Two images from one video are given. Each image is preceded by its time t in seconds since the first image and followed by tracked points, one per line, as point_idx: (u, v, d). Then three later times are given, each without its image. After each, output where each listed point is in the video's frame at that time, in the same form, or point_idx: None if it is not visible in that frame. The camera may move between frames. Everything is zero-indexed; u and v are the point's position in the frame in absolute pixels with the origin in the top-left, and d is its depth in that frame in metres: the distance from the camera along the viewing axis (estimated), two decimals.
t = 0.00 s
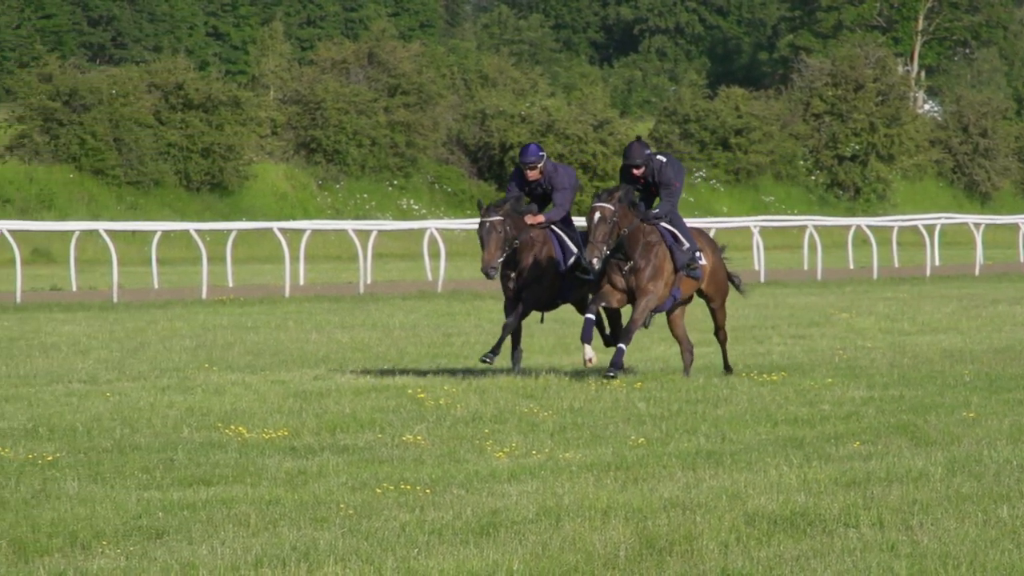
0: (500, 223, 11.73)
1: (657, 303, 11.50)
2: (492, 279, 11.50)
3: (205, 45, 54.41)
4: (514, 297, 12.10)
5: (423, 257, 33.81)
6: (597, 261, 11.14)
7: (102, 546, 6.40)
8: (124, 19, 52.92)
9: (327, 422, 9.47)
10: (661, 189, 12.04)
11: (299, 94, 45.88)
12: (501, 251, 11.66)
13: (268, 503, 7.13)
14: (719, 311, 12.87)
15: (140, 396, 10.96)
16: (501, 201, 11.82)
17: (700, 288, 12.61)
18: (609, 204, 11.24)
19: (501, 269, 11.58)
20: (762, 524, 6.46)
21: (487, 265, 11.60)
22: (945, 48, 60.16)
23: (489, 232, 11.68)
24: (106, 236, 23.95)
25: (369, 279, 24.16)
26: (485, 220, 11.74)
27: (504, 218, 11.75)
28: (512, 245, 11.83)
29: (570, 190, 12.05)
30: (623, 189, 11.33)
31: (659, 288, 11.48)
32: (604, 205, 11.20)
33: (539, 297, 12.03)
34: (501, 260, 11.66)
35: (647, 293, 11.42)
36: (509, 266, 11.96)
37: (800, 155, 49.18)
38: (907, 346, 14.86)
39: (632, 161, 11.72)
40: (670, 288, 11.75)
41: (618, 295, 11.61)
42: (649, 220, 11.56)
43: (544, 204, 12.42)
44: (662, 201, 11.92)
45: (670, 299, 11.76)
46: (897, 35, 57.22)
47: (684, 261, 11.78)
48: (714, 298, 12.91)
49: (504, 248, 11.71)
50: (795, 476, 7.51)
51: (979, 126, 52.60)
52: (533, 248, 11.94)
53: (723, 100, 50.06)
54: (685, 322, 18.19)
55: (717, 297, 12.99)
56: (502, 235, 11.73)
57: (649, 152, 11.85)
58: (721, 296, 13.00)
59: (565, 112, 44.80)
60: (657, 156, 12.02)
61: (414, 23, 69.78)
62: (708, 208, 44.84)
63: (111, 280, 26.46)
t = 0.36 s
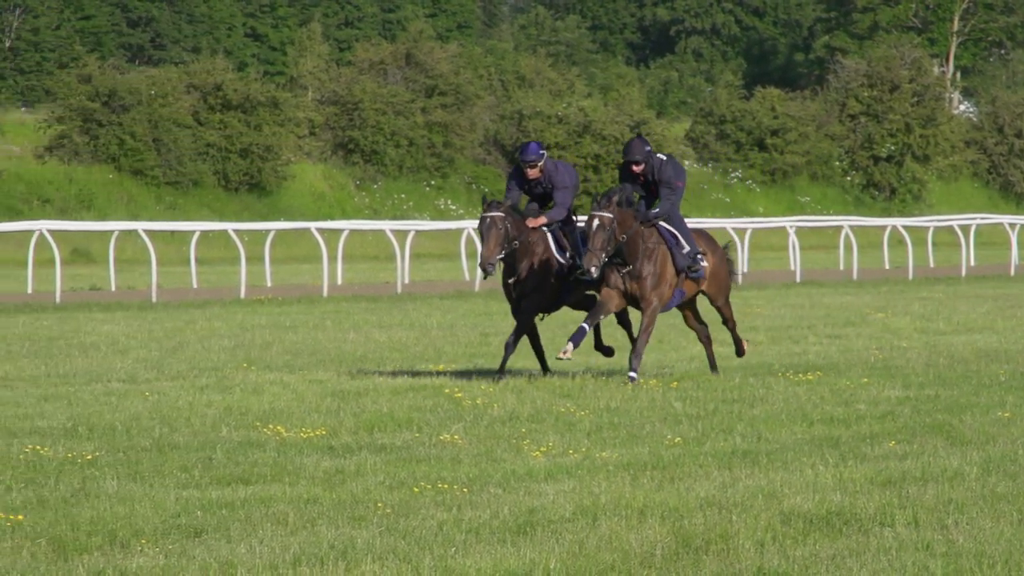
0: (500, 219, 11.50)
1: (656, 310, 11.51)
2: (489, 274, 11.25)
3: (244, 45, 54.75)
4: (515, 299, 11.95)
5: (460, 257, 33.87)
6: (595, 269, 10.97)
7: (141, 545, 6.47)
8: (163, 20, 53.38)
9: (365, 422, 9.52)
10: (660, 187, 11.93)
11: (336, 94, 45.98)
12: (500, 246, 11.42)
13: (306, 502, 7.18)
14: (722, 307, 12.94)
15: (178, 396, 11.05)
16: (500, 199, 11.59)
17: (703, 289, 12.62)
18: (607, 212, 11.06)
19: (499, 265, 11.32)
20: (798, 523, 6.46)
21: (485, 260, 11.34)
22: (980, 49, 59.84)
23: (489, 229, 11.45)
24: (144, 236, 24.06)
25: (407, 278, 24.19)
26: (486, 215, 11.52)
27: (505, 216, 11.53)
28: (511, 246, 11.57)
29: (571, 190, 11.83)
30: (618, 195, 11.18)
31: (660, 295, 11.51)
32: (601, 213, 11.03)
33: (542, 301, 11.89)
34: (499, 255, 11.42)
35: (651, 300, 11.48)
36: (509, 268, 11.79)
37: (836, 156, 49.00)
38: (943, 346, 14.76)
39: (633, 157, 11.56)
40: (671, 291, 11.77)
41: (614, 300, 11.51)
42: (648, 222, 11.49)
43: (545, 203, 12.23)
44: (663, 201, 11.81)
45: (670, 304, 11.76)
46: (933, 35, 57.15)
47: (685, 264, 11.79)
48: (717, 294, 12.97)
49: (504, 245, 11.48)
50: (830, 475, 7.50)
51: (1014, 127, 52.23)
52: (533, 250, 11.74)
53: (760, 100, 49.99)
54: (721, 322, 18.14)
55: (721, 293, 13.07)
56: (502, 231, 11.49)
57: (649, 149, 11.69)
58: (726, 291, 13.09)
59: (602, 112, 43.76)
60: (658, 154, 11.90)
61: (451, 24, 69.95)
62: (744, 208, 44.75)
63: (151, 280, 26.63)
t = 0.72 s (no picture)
0: (504, 210, 11.24)
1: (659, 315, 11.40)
2: (485, 261, 11.00)
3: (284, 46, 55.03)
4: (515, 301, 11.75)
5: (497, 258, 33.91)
6: (595, 268, 10.77)
7: (181, 543, 6.54)
8: (203, 21, 53.80)
9: (404, 421, 9.58)
10: (661, 186, 11.88)
11: (375, 94, 46.06)
12: (501, 236, 11.18)
13: (345, 500, 7.24)
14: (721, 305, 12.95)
15: (219, 394, 11.14)
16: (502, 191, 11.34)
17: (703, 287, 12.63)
18: (607, 210, 10.90)
19: (496, 252, 11.07)
20: (835, 523, 6.45)
21: (480, 247, 11.10)
22: (1017, 50, 59.49)
23: (490, 218, 11.20)
24: (184, 236, 24.12)
25: (445, 278, 24.19)
26: (489, 206, 11.26)
27: (509, 209, 11.29)
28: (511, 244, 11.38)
29: (571, 187, 11.72)
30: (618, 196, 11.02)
31: (663, 299, 11.40)
32: (602, 211, 10.86)
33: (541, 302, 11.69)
34: (497, 245, 11.19)
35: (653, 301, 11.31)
36: (510, 267, 11.55)
37: (873, 156, 48.78)
38: (980, 346, 14.67)
39: (633, 153, 11.50)
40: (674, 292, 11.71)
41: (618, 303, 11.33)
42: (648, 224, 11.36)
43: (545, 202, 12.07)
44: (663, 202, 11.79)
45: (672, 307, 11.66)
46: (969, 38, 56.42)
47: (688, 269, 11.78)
48: (716, 294, 12.96)
49: (503, 237, 11.24)
50: (867, 474, 7.49)
51: None
52: (533, 250, 11.57)
53: (796, 101, 49.74)
54: (758, 322, 18.09)
55: (723, 293, 13.08)
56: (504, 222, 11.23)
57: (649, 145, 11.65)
58: (728, 292, 13.12)
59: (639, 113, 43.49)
60: (658, 152, 11.83)
61: (489, 25, 70.07)
62: (781, 208, 44.62)
63: (191, 279, 26.81)
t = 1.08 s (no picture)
0: (508, 199, 11.16)
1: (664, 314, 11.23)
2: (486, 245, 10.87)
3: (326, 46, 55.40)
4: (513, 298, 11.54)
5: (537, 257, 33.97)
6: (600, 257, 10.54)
7: (224, 541, 6.60)
8: (246, 22, 54.21)
9: (445, 419, 9.63)
10: (663, 186, 11.64)
11: (417, 94, 46.15)
12: (503, 223, 11.09)
13: (386, 498, 7.28)
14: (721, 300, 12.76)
15: (261, 393, 11.21)
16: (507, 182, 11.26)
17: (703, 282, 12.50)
18: (613, 200, 10.72)
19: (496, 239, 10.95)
20: (873, 520, 6.45)
21: (483, 231, 10.99)
22: None
23: (495, 205, 11.12)
24: (227, 234, 24.07)
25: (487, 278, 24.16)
26: (494, 193, 11.19)
27: (511, 200, 11.19)
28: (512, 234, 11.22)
29: (575, 183, 11.51)
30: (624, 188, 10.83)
31: (666, 300, 11.19)
32: (608, 201, 10.68)
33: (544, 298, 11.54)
34: (500, 231, 11.10)
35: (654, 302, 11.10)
36: (511, 262, 11.38)
37: (911, 157, 48.53)
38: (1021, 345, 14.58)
39: (634, 151, 11.22)
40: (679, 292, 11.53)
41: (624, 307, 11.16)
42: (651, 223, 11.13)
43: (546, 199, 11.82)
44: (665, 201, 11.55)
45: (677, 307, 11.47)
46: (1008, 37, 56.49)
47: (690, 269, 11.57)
48: (718, 290, 12.78)
49: (506, 225, 11.15)
50: (905, 472, 7.48)
51: None
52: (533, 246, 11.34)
53: (835, 100, 49.44)
54: (796, 322, 18.04)
55: (722, 289, 12.89)
56: (508, 213, 11.15)
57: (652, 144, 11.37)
58: (729, 284, 12.95)
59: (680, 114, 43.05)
60: (659, 152, 11.61)
61: (530, 26, 70.15)
62: (820, 208, 44.43)
63: (233, 279, 26.97)
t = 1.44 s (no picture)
0: (509, 194, 11.05)
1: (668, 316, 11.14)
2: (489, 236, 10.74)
3: (367, 47, 55.64)
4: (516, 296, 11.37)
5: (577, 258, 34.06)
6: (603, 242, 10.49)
7: (266, 539, 6.68)
8: (288, 23, 54.48)
9: (487, 418, 9.68)
10: (665, 186, 11.71)
11: (458, 95, 46.27)
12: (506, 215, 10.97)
13: (428, 497, 7.34)
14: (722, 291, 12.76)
15: (303, 392, 11.29)
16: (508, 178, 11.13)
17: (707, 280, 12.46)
18: (620, 189, 10.71)
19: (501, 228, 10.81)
20: (912, 520, 6.44)
21: (487, 223, 10.84)
22: None
23: (496, 199, 11.00)
24: (269, 235, 24.17)
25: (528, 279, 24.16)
26: (493, 191, 11.04)
27: (512, 194, 11.09)
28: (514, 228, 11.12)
29: (577, 180, 11.53)
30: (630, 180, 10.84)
31: (667, 302, 11.11)
32: (614, 189, 10.67)
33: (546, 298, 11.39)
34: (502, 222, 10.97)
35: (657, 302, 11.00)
36: (513, 259, 11.22)
37: (950, 157, 48.25)
38: None
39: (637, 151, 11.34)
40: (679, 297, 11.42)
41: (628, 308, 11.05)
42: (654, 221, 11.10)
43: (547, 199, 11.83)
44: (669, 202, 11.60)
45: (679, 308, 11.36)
46: None
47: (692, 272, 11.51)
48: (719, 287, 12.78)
49: (509, 218, 11.04)
50: (944, 472, 7.46)
51: None
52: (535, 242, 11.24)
53: (874, 102, 49.37)
54: (836, 321, 17.99)
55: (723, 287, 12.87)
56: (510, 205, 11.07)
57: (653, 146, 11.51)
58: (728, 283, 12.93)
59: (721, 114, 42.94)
60: (661, 154, 11.72)
61: (571, 26, 70.25)
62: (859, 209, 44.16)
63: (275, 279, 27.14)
